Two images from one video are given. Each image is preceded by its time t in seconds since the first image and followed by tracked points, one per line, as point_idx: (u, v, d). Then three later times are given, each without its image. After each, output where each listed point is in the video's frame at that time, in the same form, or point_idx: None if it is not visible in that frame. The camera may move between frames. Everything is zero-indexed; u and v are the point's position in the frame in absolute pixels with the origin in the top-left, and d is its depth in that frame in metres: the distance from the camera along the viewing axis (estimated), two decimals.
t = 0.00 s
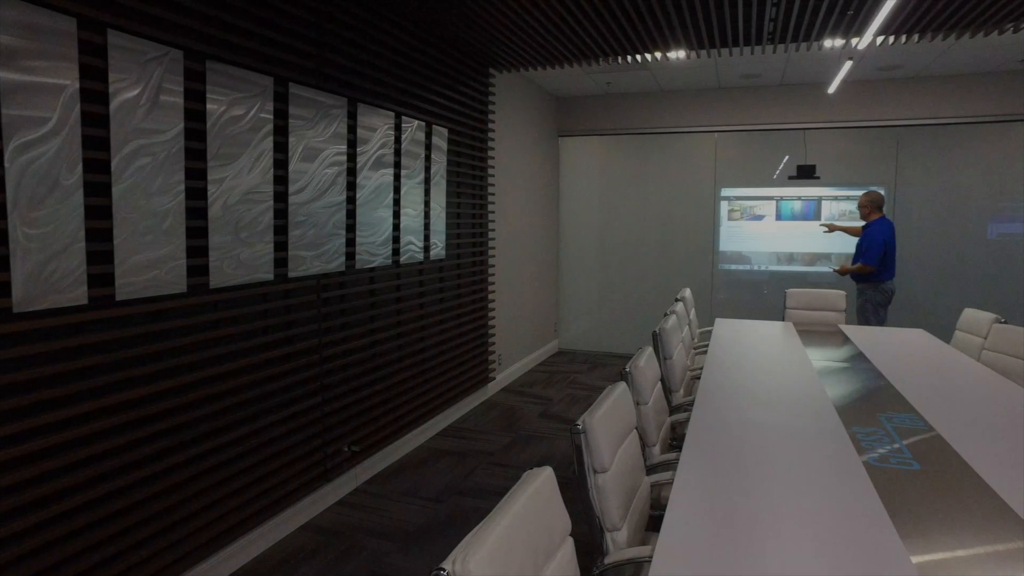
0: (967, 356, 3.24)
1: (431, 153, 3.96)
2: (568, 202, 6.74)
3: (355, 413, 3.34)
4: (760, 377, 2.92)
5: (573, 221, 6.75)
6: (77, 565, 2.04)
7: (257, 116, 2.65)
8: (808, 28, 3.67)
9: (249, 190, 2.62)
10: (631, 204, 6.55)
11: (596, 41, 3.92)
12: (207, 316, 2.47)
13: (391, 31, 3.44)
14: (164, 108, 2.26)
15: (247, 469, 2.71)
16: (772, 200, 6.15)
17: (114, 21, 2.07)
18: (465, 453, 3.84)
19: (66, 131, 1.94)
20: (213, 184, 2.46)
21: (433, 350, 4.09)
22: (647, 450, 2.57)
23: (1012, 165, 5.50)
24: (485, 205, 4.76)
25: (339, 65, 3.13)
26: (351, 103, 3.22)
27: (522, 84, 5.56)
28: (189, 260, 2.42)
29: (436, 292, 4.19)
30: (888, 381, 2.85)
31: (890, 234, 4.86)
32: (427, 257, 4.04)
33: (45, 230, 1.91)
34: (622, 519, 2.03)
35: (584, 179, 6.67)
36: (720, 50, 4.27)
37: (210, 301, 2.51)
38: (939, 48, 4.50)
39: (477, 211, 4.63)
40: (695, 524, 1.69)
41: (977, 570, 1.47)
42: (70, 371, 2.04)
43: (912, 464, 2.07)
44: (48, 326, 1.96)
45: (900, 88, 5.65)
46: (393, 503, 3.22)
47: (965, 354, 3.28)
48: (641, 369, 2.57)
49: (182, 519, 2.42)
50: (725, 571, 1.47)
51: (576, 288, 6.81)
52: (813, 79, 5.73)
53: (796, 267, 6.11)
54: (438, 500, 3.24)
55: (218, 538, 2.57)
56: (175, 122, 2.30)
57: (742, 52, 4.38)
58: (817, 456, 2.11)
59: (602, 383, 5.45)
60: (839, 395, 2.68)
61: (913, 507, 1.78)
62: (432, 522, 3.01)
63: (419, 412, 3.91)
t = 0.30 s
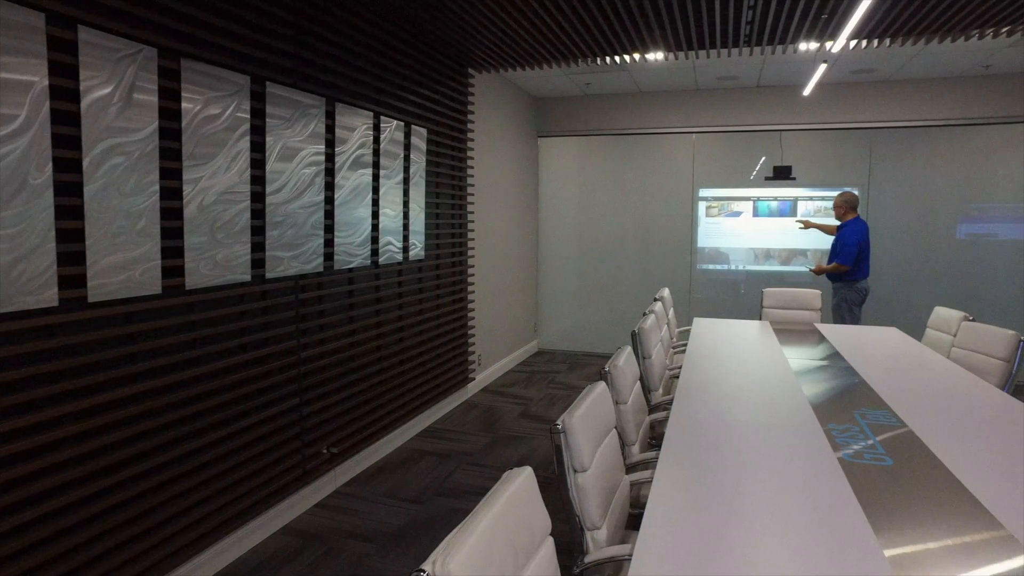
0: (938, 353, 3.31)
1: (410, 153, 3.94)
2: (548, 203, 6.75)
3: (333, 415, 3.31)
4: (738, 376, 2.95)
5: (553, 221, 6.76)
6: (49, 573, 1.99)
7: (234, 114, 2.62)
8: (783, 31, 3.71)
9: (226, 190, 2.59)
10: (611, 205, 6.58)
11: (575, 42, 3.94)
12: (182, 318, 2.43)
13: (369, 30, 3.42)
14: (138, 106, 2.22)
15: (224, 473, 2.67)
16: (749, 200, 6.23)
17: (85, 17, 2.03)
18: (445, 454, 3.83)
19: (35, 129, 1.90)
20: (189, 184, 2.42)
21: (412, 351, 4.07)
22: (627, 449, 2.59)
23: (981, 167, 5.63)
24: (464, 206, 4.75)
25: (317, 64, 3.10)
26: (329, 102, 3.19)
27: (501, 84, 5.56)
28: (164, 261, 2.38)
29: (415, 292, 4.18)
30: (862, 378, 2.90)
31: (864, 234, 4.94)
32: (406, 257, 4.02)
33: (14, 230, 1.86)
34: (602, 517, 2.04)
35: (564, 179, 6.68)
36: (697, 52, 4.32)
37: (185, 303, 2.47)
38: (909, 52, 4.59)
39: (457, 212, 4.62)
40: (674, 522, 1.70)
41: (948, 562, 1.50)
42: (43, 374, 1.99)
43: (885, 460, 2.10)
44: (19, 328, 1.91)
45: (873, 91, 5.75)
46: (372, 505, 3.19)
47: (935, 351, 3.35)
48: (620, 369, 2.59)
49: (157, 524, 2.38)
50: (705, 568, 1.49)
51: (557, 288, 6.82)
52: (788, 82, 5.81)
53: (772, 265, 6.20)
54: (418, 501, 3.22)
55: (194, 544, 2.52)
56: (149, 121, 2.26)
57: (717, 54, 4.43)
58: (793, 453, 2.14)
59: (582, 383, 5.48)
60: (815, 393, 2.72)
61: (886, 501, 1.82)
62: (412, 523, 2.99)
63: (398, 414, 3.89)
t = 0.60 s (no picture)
0: (910, 351, 3.37)
1: (389, 153, 3.92)
2: (529, 203, 6.75)
3: (312, 416, 3.29)
4: (716, 374, 2.98)
5: (533, 221, 6.76)
6: None
7: (210, 113, 2.58)
8: (759, 34, 3.75)
9: (201, 190, 2.55)
10: (591, 205, 6.60)
11: (555, 43, 3.95)
12: (157, 319, 2.40)
13: (347, 29, 3.40)
14: (111, 104, 2.18)
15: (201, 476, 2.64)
16: (727, 201, 6.28)
17: (55, 13, 1.98)
18: (425, 455, 3.82)
19: (3, 126, 1.85)
20: (164, 184, 2.39)
21: (392, 351, 4.06)
22: (606, 448, 2.60)
23: (951, 169, 5.75)
24: (444, 206, 4.75)
25: (294, 63, 3.07)
26: (307, 102, 3.16)
27: (481, 84, 5.56)
28: (139, 261, 2.34)
29: (395, 293, 4.16)
30: (836, 376, 2.95)
31: (839, 234, 5.02)
32: (385, 258, 4.00)
33: None
34: (582, 517, 2.04)
35: (545, 179, 6.69)
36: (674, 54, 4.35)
37: (161, 305, 2.44)
38: (882, 55, 4.67)
39: (436, 212, 4.61)
40: (653, 521, 1.71)
41: (919, 555, 1.53)
42: (16, 377, 1.95)
43: (860, 456, 2.14)
44: None
45: (847, 93, 5.84)
46: (352, 507, 3.17)
47: (908, 349, 3.41)
48: (599, 368, 2.60)
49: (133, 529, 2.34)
50: (684, 565, 1.50)
51: (538, 289, 6.83)
52: (764, 84, 5.88)
53: (747, 263, 6.27)
54: (397, 502, 3.21)
55: (172, 548, 2.49)
56: (122, 120, 2.22)
57: (692, 56, 4.47)
58: (769, 451, 2.17)
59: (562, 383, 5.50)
60: (791, 391, 2.76)
61: (861, 497, 1.84)
62: (392, 525, 2.98)
63: (378, 415, 3.87)
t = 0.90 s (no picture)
0: (884, 349, 3.42)
1: (368, 153, 3.90)
2: (509, 203, 6.75)
3: (292, 418, 3.26)
4: (695, 373, 3.01)
5: (514, 221, 6.77)
6: None
7: (185, 112, 2.55)
8: (737, 36, 3.79)
9: (177, 191, 2.52)
10: (572, 205, 6.62)
11: (534, 44, 3.96)
12: (132, 321, 2.35)
13: (324, 28, 3.37)
14: (82, 102, 2.14)
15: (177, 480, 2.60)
16: (704, 201, 6.34)
17: (23, 8, 1.94)
18: (405, 456, 3.80)
19: None
20: (138, 184, 2.35)
21: (371, 352, 4.04)
22: (586, 447, 2.61)
23: (923, 170, 5.86)
24: (423, 206, 4.73)
25: (270, 62, 3.04)
26: (284, 101, 3.14)
27: (460, 84, 5.55)
28: (112, 262, 2.29)
29: (374, 293, 4.13)
30: (812, 374, 2.99)
31: (815, 234, 5.09)
32: (364, 258, 3.98)
33: None
34: (562, 516, 2.05)
35: (525, 180, 6.69)
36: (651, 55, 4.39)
37: (136, 306, 2.40)
38: (855, 58, 4.74)
39: (415, 212, 4.59)
40: (632, 519, 1.72)
41: (891, 549, 1.56)
42: None
43: (835, 453, 2.17)
44: None
45: (822, 95, 5.92)
46: (331, 510, 3.14)
47: (881, 347, 3.47)
48: (579, 368, 2.61)
49: (107, 534, 2.29)
50: (663, 563, 1.51)
51: (519, 289, 6.83)
52: (741, 85, 5.94)
53: (724, 260, 6.34)
54: (377, 504, 3.19)
55: (148, 553, 2.44)
56: (95, 118, 2.18)
57: (670, 57, 4.50)
58: (746, 449, 2.19)
59: (542, 383, 5.51)
60: (767, 389, 2.79)
61: (835, 492, 1.87)
62: (372, 526, 2.96)
63: (358, 417, 3.84)
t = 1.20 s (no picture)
0: (857, 347, 3.48)
1: (346, 153, 3.87)
2: (489, 203, 6.75)
3: (270, 420, 3.23)
4: (673, 372, 3.03)
5: (495, 222, 6.76)
6: None
7: (160, 111, 2.51)
8: (714, 37, 3.83)
9: (151, 191, 2.48)
10: (552, 205, 6.64)
11: (513, 44, 3.96)
12: (106, 323, 2.31)
13: (301, 26, 3.34)
14: (53, 100, 2.09)
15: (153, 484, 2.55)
16: (682, 201, 6.40)
17: None
18: (385, 458, 3.78)
19: None
20: (111, 184, 2.31)
21: (350, 353, 4.01)
22: (566, 447, 2.62)
23: (896, 172, 5.98)
24: (402, 206, 4.72)
25: (246, 61, 3.01)
26: (261, 100, 3.10)
27: (439, 84, 5.53)
28: (84, 264, 2.25)
29: (352, 294, 4.11)
30: (788, 372, 3.03)
31: (790, 234, 5.15)
32: (342, 259, 3.95)
33: None
34: (542, 516, 2.05)
35: (505, 180, 6.69)
36: (629, 56, 4.42)
37: (110, 308, 2.36)
38: (830, 61, 4.82)
39: (394, 212, 4.57)
40: (611, 518, 1.73)
41: (864, 544, 1.58)
42: None
43: (811, 449, 2.20)
44: None
45: (798, 97, 6.01)
46: (310, 513, 3.11)
47: (855, 345, 3.53)
48: (558, 368, 2.61)
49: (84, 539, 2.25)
50: (643, 562, 1.51)
51: (499, 289, 6.83)
52: (717, 87, 6.00)
53: (702, 258, 6.40)
54: (356, 506, 3.17)
55: (124, 559, 2.40)
56: (65, 116, 2.13)
57: (648, 58, 4.54)
58: (723, 447, 2.22)
59: (522, 383, 5.52)
60: (745, 387, 2.82)
61: (811, 489, 1.90)
62: (351, 529, 2.94)
63: (337, 418, 3.81)
